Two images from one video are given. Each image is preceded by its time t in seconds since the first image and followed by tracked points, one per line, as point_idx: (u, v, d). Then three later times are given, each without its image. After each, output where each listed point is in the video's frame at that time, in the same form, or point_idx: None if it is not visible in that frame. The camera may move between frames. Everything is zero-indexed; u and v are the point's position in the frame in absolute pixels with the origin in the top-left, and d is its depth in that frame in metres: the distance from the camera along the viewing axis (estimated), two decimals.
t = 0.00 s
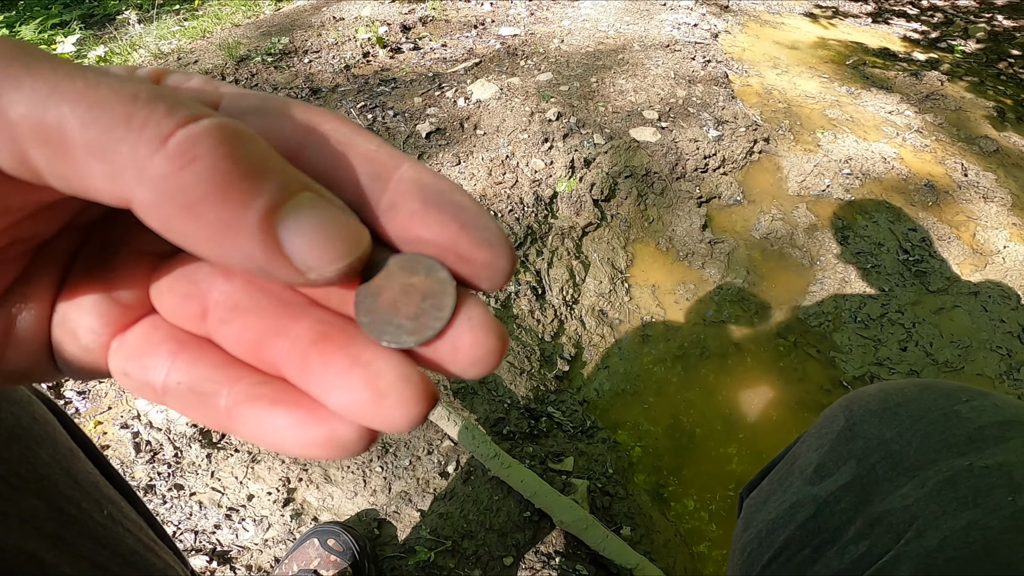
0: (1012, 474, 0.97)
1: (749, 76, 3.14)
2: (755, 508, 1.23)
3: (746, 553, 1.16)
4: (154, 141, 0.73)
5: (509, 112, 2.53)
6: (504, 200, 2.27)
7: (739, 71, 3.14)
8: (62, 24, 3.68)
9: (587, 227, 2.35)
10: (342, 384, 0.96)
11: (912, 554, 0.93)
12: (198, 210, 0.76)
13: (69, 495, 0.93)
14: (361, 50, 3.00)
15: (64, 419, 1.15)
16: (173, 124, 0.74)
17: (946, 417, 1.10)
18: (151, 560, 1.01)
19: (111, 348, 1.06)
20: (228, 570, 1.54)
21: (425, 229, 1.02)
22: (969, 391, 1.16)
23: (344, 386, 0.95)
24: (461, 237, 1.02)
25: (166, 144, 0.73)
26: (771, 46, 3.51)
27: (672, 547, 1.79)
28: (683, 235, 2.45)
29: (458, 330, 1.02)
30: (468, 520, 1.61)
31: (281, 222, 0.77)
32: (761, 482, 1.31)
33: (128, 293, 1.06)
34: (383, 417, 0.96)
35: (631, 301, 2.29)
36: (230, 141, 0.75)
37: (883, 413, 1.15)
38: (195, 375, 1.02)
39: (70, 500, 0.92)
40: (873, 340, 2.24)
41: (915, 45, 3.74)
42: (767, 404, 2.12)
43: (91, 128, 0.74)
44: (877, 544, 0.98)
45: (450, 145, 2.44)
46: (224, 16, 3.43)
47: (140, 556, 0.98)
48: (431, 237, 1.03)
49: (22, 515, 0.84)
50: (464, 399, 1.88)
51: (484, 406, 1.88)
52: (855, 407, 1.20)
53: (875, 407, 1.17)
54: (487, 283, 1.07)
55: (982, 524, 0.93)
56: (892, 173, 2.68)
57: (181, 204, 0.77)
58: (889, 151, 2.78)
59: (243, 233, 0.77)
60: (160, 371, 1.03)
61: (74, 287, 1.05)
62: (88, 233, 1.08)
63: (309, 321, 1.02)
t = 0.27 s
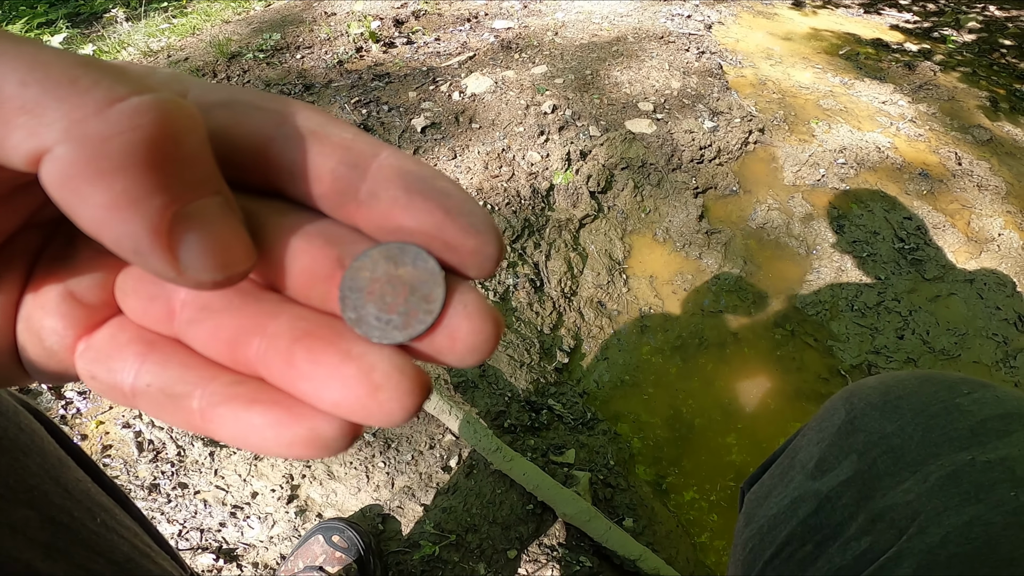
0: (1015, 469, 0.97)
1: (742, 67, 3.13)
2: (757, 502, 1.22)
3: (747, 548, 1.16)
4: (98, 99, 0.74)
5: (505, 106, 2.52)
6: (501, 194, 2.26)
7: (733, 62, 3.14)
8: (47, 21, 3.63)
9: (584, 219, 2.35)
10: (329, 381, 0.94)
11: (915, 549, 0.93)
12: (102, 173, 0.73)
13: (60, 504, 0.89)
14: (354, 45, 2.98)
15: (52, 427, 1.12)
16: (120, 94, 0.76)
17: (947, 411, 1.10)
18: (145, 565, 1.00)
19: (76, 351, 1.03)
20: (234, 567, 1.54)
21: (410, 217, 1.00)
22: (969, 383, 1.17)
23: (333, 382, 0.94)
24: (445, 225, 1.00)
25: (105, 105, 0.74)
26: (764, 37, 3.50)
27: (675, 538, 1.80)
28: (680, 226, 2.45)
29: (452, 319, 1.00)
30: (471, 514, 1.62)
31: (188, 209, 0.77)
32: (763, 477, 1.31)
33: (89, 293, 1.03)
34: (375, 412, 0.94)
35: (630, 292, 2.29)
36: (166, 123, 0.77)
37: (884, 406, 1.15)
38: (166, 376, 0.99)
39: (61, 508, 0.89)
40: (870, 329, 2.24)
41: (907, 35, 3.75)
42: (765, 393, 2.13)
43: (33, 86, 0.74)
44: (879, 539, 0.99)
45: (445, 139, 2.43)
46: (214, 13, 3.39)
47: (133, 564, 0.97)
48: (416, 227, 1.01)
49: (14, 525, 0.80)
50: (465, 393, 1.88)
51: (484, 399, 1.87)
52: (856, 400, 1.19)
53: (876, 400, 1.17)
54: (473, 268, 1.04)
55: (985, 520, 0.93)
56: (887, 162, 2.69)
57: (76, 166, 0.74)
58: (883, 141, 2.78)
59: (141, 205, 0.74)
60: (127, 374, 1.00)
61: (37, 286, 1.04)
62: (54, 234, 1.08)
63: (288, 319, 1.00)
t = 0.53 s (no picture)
0: (1014, 464, 0.96)
1: (740, 63, 3.13)
2: (757, 499, 1.23)
3: (749, 545, 1.16)
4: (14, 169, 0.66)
5: (503, 103, 2.51)
6: (500, 191, 2.25)
7: (731, 58, 3.13)
8: (42, 20, 3.61)
9: (583, 216, 2.35)
10: (314, 377, 0.91)
11: (916, 545, 0.93)
12: (56, 241, 0.68)
13: (63, 509, 0.89)
14: (351, 43, 2.96)
15: (52, 432, 1.11)
16: (40, 150, 0.66)
17: (946, 407, 1.10)
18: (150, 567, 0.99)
19: (52, 365, 0.98)
20: (237, 567, 1.54)
21: (391, 225, 1.00)
22: (967, 379, 1.17)
23: (319, 379, 0.91)
24: (426, 230, 1.00)
25: (25, 173, 0.65)
26: (762, 33, 3.49)
27: (676, 534, 1.80)
28: (679, 222, 2.44)
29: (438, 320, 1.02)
30: (473, 512, 1.61)
31: (153, 256, 0.68)
32: (763, 472, 1.31)
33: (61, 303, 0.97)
34: (363, 407, 0.92)
35: (629, 288, 2.29)
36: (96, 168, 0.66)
37: (883, 402, 1.16)
38: (147, 383, 0.95)
39: (65, 514, 0.88)
40: (870, 324, 2.24)
41: (904, 31, 3.74)
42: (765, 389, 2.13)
43: None
44: (880, 535, 0.99)
45: (444, 136, 2.42)
46: (210, 12, 3.37)
47: (138, 567, 0.97)
48: (398, 233, 1.01)
49: (18, 531, 0.80)
50: (465, 391, 1.87)
51: (485, 397, 1.87)
52: (855, 396, 1.20)
53: (875, 396, 1.17)
54: (454, 268, 1.05)
55: (984, 515, 0.92)
56: (886, 158, 2.68)
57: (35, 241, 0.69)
58: (881, 136, 2.78)
59: (108, 270, 0.68)
60: (106, 384, 0.95)
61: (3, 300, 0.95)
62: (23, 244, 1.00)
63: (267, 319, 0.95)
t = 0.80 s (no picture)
0: (1009, 462, 0.96)
1: (741, 62, 3.12)
2: (754, 500, 1.22)
3: (746, 544, 1.15)
4: (6, 218, 0.66)
5: (503, 101, 2.50)
6: (499, 189, 2.25)
7: (731, 57, 3.12)
8: (41, 19, 3.59)
9: (583, 215, 2.34)
10: (299, 347, 0.86)
11: (913, 543, 0.93)
12: (62, 281, 0.69)
13: (39, 513, 0.85)
14: (351, 42, 2.95)
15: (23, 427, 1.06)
16: (27, 198, 0.66)
17: (940, 406, 1.10)
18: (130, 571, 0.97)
19: (45, 351, 0.96)
20: (235, 567, 1.53)
21: (382, 209, 1.01)
22: (962, 377, 1.16)
23: (305, 350, 0.86)
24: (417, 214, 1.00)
25: (17, 222, 0.66)
26: (763, 31, 3.48)
27: (675, 534, 1.79)
28: (679, 221, 2.44)
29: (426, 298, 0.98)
30: (471, 512, 1.61)
31: (154, 289, 0.69)
32: (761, 472, 1.30)
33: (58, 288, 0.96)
34: (352, 378, 0.88)
35: (629, 288, 2.28)
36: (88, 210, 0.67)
37: (878, 401, 1.14)
38: (136, 365, 0.90)
39: (40, 518, 0.85)
40: (870, 323, 2.24)
41: (905, 29, 3.73)
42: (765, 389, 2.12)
43: None
44: (876, 533, 0.98)
45: (443, 135, 2.41)
46: (209, 10, 3.35)
47: (119, 570, 0.94)
48: (392, 217, 1.01)
49: None
50: (464, 390, 1.87)
51: (484, 396, 1.86)
52: (850, 395, 1.19)
53: (870, 395, 1.16)
54: (444, 254, 1.05)
55: (979, 513, 0.92)
56: (886, 157, 2.67)
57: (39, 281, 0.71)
58: (882, 135, 2.77)
59: (113, 303, 0.70)
60: (97, 366, 0.92)
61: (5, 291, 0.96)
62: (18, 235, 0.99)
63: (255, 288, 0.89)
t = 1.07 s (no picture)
0: (1015, 462, 0.96)
1: (740, 59, 3.11)
2: (756, 498, 1.21)
3: (748, 544, 1.14)
4: (94, 235, 0.65)
5: (501, 99, 2.49)
6: (498, 187, 2.24)
7: (730, 54, 3.11)
8: (37, 17, 3.57)
9: (581, 213, 2.34)
10: (313, 356, 0.91)
11: (919, 544, 0.92)
12: (155, 287, 0.69)
13: (12, 506, 0.85)
14: (348, 39, 2.94)
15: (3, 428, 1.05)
16: (111, 216, 0.64)
17: (946, 405, 1.09)
18: (109, 566, 0.94)
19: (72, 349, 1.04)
20: (231, 567, 1.52)
21: (380, 208, 0.99)
22: (969, 376, 1.15)
23: (316, 359, 0.92)
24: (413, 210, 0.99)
25: (109, 239, 0.65)
26: (761, 29, 3.47)
27: (675, 533, 1.79)
28: (678, 218, 2.43)
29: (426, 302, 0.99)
30: (469, 511, 1.60)
31: (238, 277, 0.68)
32: (761, 471, 1.30)
33: (80, 293, 1.02)
34: (360, 385, 0.93)
35: (628, 285, 2.28)
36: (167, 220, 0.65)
37: (883, 399, 1.14)
38: (159, 365, 0.99)
39: (13, 511, 0.85)
40: (869, 321, 2.23)
41: (903, 28, 3.73)
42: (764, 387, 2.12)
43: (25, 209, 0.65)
44: (881, 533, 0.98)
45: (441, 132, 2.40)
46: (205, 7, 3.33)
47: (98, 566, 0.92)
48: (386, 217, 0.99)
49: None
50: (462, 388, 1.86)
51: (482, 394, 1.86)
52: (854, 394, 1.18)
53: (875, 394, 1.15)
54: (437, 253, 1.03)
55: (986, 514, 0.92)
56: (885, 155, 2.67)
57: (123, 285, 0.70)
58: (881, 133, 2.76)
59: (207, 299, 0.70)
60: (124, 365, 1.01)
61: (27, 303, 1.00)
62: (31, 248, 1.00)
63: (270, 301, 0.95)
